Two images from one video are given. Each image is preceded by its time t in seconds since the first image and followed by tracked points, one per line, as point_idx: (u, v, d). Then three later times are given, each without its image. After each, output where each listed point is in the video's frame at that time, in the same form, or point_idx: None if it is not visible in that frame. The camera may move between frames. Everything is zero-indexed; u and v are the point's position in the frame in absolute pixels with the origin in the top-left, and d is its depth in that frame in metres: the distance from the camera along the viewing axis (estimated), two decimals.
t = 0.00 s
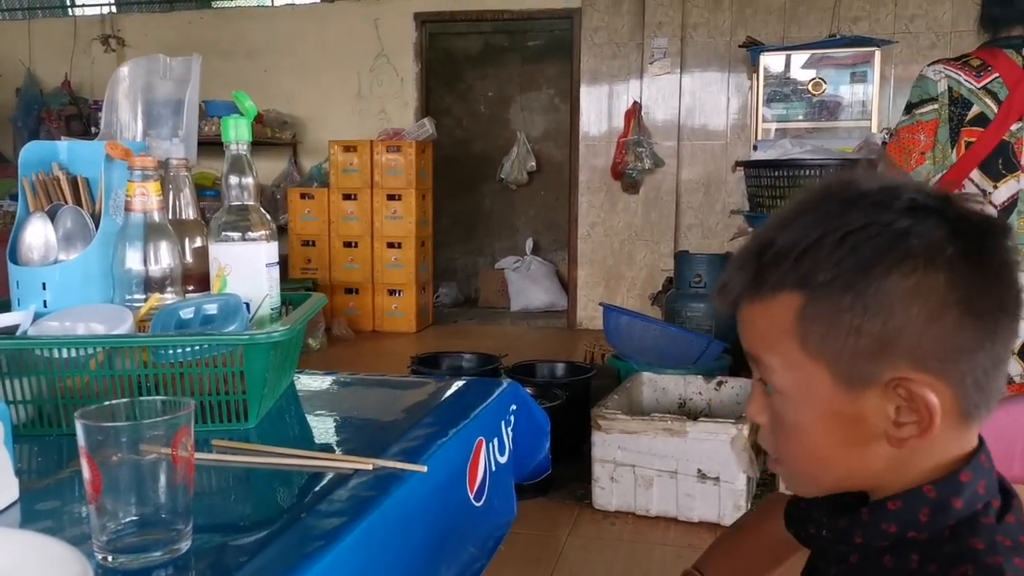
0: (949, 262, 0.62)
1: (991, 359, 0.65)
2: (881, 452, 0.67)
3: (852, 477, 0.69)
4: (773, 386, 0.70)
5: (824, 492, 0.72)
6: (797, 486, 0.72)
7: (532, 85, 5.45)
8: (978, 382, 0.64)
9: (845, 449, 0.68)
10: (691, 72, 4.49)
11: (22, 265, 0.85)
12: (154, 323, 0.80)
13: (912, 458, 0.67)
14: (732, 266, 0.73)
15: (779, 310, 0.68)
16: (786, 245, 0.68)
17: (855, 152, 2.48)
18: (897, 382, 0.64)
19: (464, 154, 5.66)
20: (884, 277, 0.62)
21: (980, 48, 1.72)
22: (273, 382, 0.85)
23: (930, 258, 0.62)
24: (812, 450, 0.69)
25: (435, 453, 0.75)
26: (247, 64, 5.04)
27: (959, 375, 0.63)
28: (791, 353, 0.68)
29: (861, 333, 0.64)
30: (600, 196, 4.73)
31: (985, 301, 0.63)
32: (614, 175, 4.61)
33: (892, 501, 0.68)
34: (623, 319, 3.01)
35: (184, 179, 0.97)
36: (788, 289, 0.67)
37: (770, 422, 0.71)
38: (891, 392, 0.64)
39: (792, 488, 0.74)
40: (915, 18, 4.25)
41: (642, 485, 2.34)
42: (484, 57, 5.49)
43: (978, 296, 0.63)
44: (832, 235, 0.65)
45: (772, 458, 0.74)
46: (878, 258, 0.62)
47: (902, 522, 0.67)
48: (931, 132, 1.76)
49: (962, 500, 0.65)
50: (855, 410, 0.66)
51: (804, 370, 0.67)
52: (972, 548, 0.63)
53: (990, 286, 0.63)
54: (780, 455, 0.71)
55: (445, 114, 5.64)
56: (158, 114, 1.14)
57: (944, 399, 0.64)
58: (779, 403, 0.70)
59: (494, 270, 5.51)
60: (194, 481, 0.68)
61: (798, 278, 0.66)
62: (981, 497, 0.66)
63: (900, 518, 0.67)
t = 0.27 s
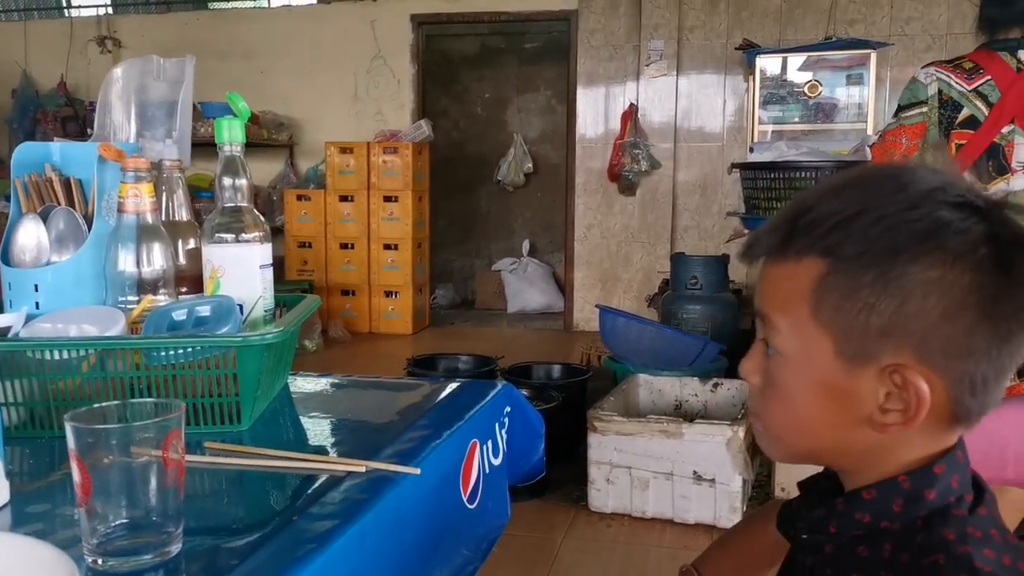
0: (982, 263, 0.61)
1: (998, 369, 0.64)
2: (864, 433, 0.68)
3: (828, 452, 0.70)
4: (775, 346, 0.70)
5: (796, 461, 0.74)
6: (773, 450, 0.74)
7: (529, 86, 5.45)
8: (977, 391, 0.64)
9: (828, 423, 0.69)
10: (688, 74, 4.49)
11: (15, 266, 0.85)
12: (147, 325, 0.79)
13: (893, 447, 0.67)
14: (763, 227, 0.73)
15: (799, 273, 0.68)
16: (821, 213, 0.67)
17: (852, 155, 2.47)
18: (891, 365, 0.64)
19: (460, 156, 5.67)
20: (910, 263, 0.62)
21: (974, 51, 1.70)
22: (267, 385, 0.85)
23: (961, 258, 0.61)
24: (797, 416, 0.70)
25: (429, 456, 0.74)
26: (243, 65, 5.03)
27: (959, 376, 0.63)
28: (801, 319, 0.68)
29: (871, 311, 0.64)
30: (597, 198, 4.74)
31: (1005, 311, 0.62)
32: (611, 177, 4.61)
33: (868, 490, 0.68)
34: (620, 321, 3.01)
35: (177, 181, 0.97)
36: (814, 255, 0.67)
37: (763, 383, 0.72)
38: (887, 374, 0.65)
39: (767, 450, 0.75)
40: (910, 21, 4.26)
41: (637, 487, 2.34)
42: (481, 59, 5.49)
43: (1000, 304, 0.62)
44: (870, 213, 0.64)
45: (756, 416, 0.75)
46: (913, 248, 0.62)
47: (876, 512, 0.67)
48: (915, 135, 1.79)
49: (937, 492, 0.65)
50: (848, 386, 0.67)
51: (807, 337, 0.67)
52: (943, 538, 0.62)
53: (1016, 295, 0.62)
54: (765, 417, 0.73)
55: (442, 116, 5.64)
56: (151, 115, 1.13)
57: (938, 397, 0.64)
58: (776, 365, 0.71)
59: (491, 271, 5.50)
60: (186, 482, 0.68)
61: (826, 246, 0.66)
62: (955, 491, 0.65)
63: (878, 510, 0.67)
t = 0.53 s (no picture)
0: (963, 261, 0.64)
1: (967, 364, 0.66)
2: (837, 411, 0.72)
3: (801, 424, 0.76)
4: (763, 321, 0.75)
5: (782, 436, 0.79)
6: (756, 418, 0.80)
7: (526, 88, 5.46)
8: (944, 379, 0.67)
9: (802, 396, 0.74)
10: (685, 75, 4.50)
11: (9, 268, 0.85)
12: (142, 326, 0.79)
13: (859, 424, 0.72)
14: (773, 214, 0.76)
15: (789, 253, 0.72)
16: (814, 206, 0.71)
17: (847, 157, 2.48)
18: (860, 346, 0.68)
19: (457, 157, 5.67)
20: (892, 253, 0.65)
21: (968, 56, 1.68)
22: (262, 386, 0.85)
23: (938, 252, 0.64)
24: (775, 387, 0.76)
25: (424, 458, 0.74)
26: (240, 66, 5.03)
27: (921, 363, 0.66)
28: (786, 297, 0.72)
29: (843, 294, 0.68)
30: (593, 199, 4.74)
31: (976, 310, 0.64)
32: (608, 178, 4.61)
33: (845, 474, 0.72)
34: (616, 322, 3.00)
35: (172, 182, 0.96)
36: (805, 237, 0.70)
37: (752, 356, 0.78)
38: (854, 354, 0.69)
39: (757, 423, 0.81)
40: (906, 23, 4.27)
41: (634, 488, 2.34)
42: (477, 60, 5.50)
43: (971, 301, 0.64)
44: (862, 200, 0.68)
45: (746, 390, 0.81)
46: (895, 239, 0.65)
47: (852, 493, 0.71)
48: (903, 142, 1.76)
49: (911, 474, 0.68)
50: (819, 364, 0.72)
51: (788, 314, 0.72)
52: (913, 516, 0.64)
53: (990, 293, 0.64)
54: (750, 386, 0.79)
55: (439, 117, 5.65)
56: (146, 116, 1.13)
57: (903, 379, 0.68)
58: (763, 338, 0.76)
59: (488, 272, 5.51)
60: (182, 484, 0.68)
61: (816, 230, 0.69)
62: (929, 475, 0.68)
63: (852, 490, 0.71)
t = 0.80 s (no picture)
0: (950, 256, 0.67)
1: (949, 356, 0.69)
2: (828, 394, 0.76)
3: (796, 408, 0.79)
4: (767, 308, 0.80)
5: (780, 420, 0.83)
6: (757, 404, 0.84)
7: (523, 89, 5.46)
8: (928, 370, 0.70)
9: (795, 380, 0.78)
10: (682, 77, 4.50)
11: (7, 269, 0.85)
12: (141, 326, 0.79)
13: (847, 409, 0.75)
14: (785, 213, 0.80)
15: (794, 244, 0.77)
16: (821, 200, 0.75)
17: (845, 158, 2.49)
18: (848, 331, 0.72)
19: (455, 158, 5.67)
20: (883, 242, 0.69)
21: (966, 58, 1.67)
22: (260, 387, 0.85)
23: (927, 244, 0.68)
24: (773, 372, 0.80)
25: (423, 458, 0.74)
26: (238, 67, 5.03)
27: (902, 350, 0.70)
28: (785, 285, 0.77)
29: (837, 279, 0.72)
30: (591, 201, 4.75)
31: (958, 303, 0.68)
32: (605, 179, 4.61)
33: (836, 458, 0.74)
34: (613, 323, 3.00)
35: (171, 182, 0.96)
36: (807, 229, 0.76)
37: (755, 343, 0.82)
38: (843, 338, 0.73)
39: (757, 407, 0.85)
40: (903, 25, 4.28)
41: (632, 489, 2.34)
42: (475, 61, 5.50)
43: (953, 295, 0.68)
44: (869, 191, 0.72)
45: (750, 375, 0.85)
46: (884, 230, 0.69)
47: (844, 478, 0.73)
48: (905, 144, 1.75)
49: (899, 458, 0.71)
50: (810, 348, 0.76)
51: (786, 299, 0.77)
52: (897, 491, 0.67)
53: (973, 288, 0.67)
54: (753, 373, 0.83)
55: (437, 118, 5.65)
56: (145, 116, 1.13)
57: (887, 363, 0.71)
58: (765, 325, 0.81)
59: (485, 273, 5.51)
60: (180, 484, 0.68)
61: (815, 221, 0.75)
62: (917, 461, 0.70)
63: (842, 475, 0.73)
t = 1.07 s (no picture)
0: (942, 270, 0.67)
1: (935, 365, 0.70)
2: (813, 395, 0.76)
3: (782, 406, 0.80)
4: (759, 307, 0.80)
5: (765, 418, 0.83)
6: (745, 399, 0.84)
7: (521, 90, 5.46)
8: (913, 376, 0.70)
9: (784, 380, 0.78)
10: (681, 78, 4.51)
11: (7, 270, 0.85)
12: (142, 327, 0.79)
13: (835, 411, 0.76)
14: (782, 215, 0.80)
15: (790, 245, 0.76)
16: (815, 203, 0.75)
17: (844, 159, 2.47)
18: (836, 334, 0.72)
19: (453, 159, 5.67)
20: (874, 249, 0.69)
21: (969, 58, 1.67)
22: (260, 388, 0.85)
23: (920, 256, 0.67)
24: (762, 370, 0.80)
25: (423, 459, 0.74)
26: (237, 68, 5.03)
27: (889, 358, 0.70)
28: (778, 285, 0.77)
29: (828, 284, 0.72)
30: (589, 202, 4.75)
31: (947, 313, 0.68)
32: (603, 181, 4.61)
33: (819, 452, 0.75)
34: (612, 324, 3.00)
35: (171, 183, 0.96)
36: (802, 230, 0.75)
37: (746, 341, 0.82)
38: (831, 342, 0.73)
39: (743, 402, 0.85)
40: (901, 26, 4.29)
41: (630, 491, 2.34)
42: (473, 62, 5.51)
43: (942, 306, 0.68)
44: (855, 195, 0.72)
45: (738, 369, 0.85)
46: (878, 237, 0.69)
47: (827, 472, 0.74)
48: (908, 144, 1.75)
49: (879, 452, 0.71)
50: (799, 349, 0.76)
51: (778, 299, 0.77)
52: (878, 483, 0.69)
53: (962, 300, 0.68)
54: (741, 369, 0.83)
55: (435, 119, 5.66)
56: (145, 117, 1.13)
57: (873, 369, 0.72)
58: (756, 324, 0.81)
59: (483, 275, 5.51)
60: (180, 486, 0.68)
61: (812, 224, 0.74)
62: (899, 457, 0.71)
63: (827, 469, 0.74)
